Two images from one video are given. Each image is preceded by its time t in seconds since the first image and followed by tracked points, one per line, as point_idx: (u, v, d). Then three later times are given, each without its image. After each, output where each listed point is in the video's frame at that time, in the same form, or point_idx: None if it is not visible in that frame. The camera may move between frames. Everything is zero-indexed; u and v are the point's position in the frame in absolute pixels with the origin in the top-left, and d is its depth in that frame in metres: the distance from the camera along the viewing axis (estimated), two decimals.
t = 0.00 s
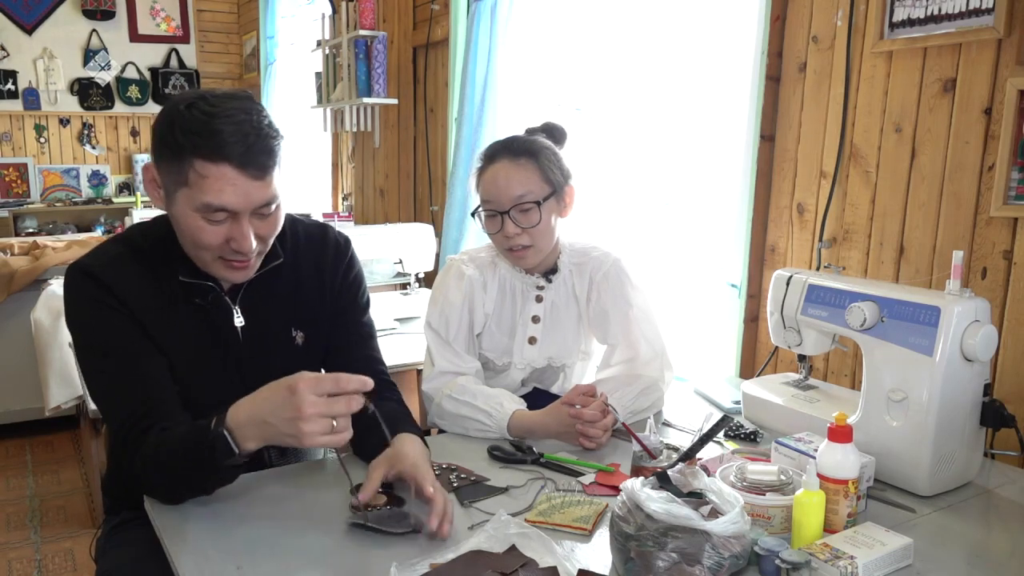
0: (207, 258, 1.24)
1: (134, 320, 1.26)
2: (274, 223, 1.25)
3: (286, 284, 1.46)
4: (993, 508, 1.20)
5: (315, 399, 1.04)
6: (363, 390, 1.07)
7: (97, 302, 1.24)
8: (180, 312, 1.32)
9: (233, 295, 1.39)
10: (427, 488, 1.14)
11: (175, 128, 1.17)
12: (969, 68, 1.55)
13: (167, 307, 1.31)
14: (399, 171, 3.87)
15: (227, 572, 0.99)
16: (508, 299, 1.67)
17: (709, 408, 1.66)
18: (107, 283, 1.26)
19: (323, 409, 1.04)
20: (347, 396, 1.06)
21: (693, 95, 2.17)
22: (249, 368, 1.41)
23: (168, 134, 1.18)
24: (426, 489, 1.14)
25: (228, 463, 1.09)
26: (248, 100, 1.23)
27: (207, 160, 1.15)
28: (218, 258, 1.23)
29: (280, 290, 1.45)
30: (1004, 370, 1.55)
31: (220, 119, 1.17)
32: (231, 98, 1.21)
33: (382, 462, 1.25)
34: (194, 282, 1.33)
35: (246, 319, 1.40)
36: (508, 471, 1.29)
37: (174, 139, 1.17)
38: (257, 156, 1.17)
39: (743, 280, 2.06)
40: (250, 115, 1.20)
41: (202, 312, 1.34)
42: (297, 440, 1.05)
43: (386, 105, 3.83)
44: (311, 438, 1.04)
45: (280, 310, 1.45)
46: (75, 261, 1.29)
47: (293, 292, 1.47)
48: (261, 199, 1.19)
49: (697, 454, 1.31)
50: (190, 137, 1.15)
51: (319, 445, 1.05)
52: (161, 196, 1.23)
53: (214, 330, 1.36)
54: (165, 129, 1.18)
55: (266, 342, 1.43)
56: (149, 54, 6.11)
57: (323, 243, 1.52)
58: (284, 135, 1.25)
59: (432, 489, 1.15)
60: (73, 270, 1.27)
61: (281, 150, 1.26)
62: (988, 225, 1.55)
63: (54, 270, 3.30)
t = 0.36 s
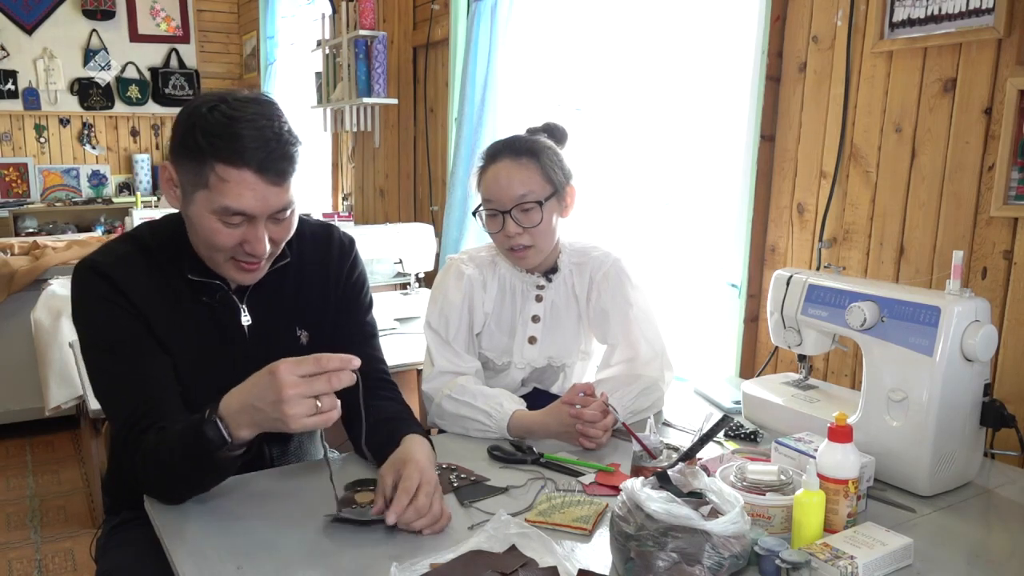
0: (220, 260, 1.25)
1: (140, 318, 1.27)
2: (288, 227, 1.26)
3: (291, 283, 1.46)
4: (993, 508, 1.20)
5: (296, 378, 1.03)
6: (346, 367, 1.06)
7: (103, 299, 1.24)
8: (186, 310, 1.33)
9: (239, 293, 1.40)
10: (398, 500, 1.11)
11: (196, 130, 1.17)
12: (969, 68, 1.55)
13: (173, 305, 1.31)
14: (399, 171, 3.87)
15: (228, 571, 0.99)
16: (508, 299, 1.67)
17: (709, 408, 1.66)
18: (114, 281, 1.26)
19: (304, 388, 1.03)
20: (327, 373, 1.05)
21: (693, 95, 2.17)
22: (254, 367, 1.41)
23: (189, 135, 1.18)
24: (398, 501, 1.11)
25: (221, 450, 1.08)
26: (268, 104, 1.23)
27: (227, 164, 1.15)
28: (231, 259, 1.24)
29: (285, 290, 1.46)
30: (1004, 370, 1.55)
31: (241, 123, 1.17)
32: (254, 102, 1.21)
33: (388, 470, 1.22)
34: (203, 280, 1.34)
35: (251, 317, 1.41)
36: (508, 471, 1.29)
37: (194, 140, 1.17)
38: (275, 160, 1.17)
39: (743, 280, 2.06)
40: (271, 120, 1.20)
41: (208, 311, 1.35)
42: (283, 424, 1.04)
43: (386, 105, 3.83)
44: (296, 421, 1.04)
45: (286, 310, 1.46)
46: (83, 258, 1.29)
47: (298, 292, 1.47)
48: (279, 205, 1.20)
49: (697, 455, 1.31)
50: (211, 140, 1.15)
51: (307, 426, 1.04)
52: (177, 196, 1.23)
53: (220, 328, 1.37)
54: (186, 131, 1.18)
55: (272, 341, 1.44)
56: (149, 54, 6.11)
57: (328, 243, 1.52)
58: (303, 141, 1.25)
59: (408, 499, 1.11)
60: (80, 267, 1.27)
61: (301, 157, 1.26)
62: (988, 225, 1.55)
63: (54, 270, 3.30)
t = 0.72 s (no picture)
0: (226, 259, 1.25)
1: (144, 317, 1.27)
2: (295, 227, 1.26)
3: (295, 283, 1.46)
4: (993, 508, 1.20)
5: (294, 377, 1.04)
6: (341, 362, 1.08)
7: (106, 298, 1.24)
8: (190, 310, 1.33)
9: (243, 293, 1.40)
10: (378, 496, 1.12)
11: (207, 128, 1.18)
12: (969, 68, 1.55)
13: (176, 305, 1.31)
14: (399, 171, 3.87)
15: (228, 572, 0.99)
16: (508, 299, 1.67)
17: (709, 408, 1.66)
18: (118, 280, 1.26)
19: (302, 386, 1.04)
20: (325, 370, 1.06)
21: (693, 95, 2.17)
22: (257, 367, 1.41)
23: (199, 133, 1.18)
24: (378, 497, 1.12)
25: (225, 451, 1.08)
26: (279, 104, 1.24)
27: (238, 162, 1.15)
28: (236, 258, 1.24)
29: (289, 290, 1.46)
30: (1004, 370, 1.55)
31: (252, 122, 1.17)
32: (265, 102, 1.22)
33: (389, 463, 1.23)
34: (208, 280, 1.34)
35: (256, 316, 1.41)
36: (508, 471, 1.29)
37: (205, 139, 1.17)
38: (281, 159, 1.17)
39: (743, 280, 2.06)
40: (281, 120, 1.20)
41: (213, 311, 1.36)
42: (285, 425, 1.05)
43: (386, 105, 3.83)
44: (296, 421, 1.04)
45: (289, 310, 1.46)
46: (87, 257, 1.29)
47: (302, 292, 1.47)
48: (287, 204, 1.20)
49: (697, 454, 1.31)
50: (222, 138, 1.16)
51: (308, 424, 1.05)
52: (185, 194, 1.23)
53: (224, 328, 1.37)
54: (197, 129, 1.19)
55: (275, 341, 1.44)
56: (149, 54, 6.11)
57: (331, 243, 1.52)
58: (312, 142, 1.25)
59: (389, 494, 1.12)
60: (83, 266, 1.27)
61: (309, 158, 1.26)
62: (988, 225, 1.55)
63: (54, 270, 3.30)
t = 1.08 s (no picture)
0: (227, 256, 1.24)
1: (144, 317, 1.27)
2: (295, 225, 1.25)
3: (296, 284, 1.46)
4: (992, 508, 1.20)
5: (289, 380, 1.03)
6: (338, 360, 1.07)
7: (107, 298, 1.24)
8: (191, 310, 1.33)
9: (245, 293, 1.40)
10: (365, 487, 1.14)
11: (207, 123, 1.18)
12: (969, 68, 1.55)
13: (177, 305, 1.31)
14: (399, 171, 3.87)
15: (228, 571, 0.99)
16: (508, 299, 1.66)
17: (709, 408, 1.66)
18: (120, 279, 1.26)
19: (298, 390, 1.04)
20: (321, 370, 1.05)
21: (693, 95, 2.17)
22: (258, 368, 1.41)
23: (200, 128, 1.18)
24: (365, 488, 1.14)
25: (226, 454, 1.08)
26: (280, 102, 1.24)
27: (238, 157, 1.15)
28: (235, 256, 1.23)
29: (291, 290, 1.45)
30: (1004, 370, 1.55)
31: (253, 118, 1.18)
32: (265, 99, 1.22)
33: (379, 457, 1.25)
34: (209, 279, 1.34)
35: (257, 317, 1.41)
36: (508, 471, 1.29)
37: (205, 133, 1.17)
38: (281, 155, 1.17)
39: (743, 280, 2.06)
40: (282, 116, 1.21)
41: (214, 310, 1.36)
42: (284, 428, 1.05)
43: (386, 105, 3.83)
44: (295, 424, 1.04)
45: (290, 310, 1.45)
46: (89, 256, 1.29)
47: (303, 293, 1.47)
48: (287, 200, 1.19)
49: (697, 454, 1.31)
50: (222, 132, 1.16)
51: (308, 425, 1.05)
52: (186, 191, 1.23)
53: (225, 328, 1.37)
54: (197, 125, 1.19)
55: (276, 341, 1.43)
56: (149, 54, 6.11)
57: (332, 244, 1.52)
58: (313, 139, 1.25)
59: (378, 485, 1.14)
60: (84, 266, 1.27)
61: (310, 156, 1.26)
62: (988, 225, 1.55)
63: (54, 270, 3.30)
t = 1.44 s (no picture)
0: (243, 255, 1.24)
1: (144, 317, 1.27)
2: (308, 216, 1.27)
3: (295, 284, 1.46)
4: (993, 508, 1.20)
5: (292, 377, 1.03)
6: (337, 351, 1.06)
7: (107, 298, 1.24)
8: (190, 309, 1.33)
9: (246, 293, 1.40)
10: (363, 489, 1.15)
11: (220, 123, 1.18)
12: (969, 68, 1.55)
13: (176, 305, 1.31)
14: (399, 171, 3.87)
15: (227, 572, 0.99)
16: (508, 299, 1.66)
17: (709, 408, 1.66)
18: (120, 279, 1.26)
19: (301, 386, 1.03)
20: (322, 364, 1.05)
21: (693, 95, 2.17)
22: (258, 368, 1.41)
23: (212, 128, 1.18)
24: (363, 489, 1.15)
25: (229, 456, 1.08)
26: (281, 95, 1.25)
27: (261, 154, 1.16)
28: (257, 254, 1.24)
29: (290, 290, 1.45)
30: (1004, 370, 1.55)
31: (266, 113, 1.18)
32: (270, 94, 1.23)
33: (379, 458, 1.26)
34: (210, 279, 1.34)
35: (256, 317, 1.41)
36: (508, 471, 1.29)
37: (220, 132, 1.17)
38: (299, 151, 1.19)
39: (743, 280, 2.06)
40: (290, 109, 1.22)
41: (214, 310, 1.36)
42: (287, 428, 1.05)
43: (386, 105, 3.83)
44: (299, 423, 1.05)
45: (290, 309, 1.45)
46: (89, 256, 1.29)
47: (302, 293, 1.47)
48: (306, 193, 1.22)
49: (697, 454, 1.31)
50: (240, 130, 1.16)
51: (310, 423, 1.05)
52: (199, 193, 1.22)
53: (225, 328, 1.37)
54: (208, 125, 1.19)
55: (275, 341, 1.43)
56: (149, 54, 6.11)
57: (331, 243, 1.52)
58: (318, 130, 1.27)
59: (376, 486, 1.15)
60: (83, 266, 1.27)
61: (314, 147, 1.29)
62: (988, 225, 1.55)
63: (53, 270, 3.30)
